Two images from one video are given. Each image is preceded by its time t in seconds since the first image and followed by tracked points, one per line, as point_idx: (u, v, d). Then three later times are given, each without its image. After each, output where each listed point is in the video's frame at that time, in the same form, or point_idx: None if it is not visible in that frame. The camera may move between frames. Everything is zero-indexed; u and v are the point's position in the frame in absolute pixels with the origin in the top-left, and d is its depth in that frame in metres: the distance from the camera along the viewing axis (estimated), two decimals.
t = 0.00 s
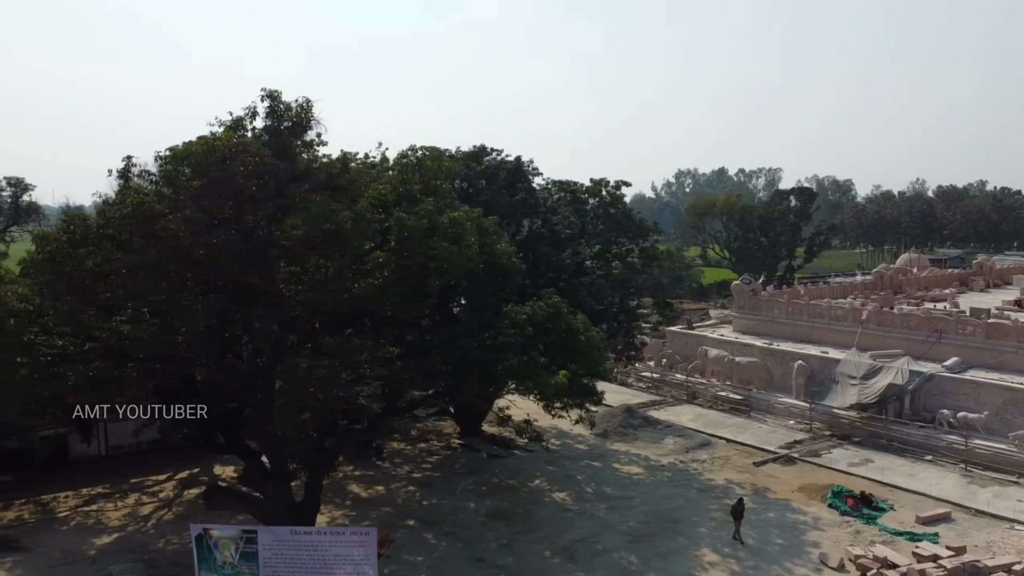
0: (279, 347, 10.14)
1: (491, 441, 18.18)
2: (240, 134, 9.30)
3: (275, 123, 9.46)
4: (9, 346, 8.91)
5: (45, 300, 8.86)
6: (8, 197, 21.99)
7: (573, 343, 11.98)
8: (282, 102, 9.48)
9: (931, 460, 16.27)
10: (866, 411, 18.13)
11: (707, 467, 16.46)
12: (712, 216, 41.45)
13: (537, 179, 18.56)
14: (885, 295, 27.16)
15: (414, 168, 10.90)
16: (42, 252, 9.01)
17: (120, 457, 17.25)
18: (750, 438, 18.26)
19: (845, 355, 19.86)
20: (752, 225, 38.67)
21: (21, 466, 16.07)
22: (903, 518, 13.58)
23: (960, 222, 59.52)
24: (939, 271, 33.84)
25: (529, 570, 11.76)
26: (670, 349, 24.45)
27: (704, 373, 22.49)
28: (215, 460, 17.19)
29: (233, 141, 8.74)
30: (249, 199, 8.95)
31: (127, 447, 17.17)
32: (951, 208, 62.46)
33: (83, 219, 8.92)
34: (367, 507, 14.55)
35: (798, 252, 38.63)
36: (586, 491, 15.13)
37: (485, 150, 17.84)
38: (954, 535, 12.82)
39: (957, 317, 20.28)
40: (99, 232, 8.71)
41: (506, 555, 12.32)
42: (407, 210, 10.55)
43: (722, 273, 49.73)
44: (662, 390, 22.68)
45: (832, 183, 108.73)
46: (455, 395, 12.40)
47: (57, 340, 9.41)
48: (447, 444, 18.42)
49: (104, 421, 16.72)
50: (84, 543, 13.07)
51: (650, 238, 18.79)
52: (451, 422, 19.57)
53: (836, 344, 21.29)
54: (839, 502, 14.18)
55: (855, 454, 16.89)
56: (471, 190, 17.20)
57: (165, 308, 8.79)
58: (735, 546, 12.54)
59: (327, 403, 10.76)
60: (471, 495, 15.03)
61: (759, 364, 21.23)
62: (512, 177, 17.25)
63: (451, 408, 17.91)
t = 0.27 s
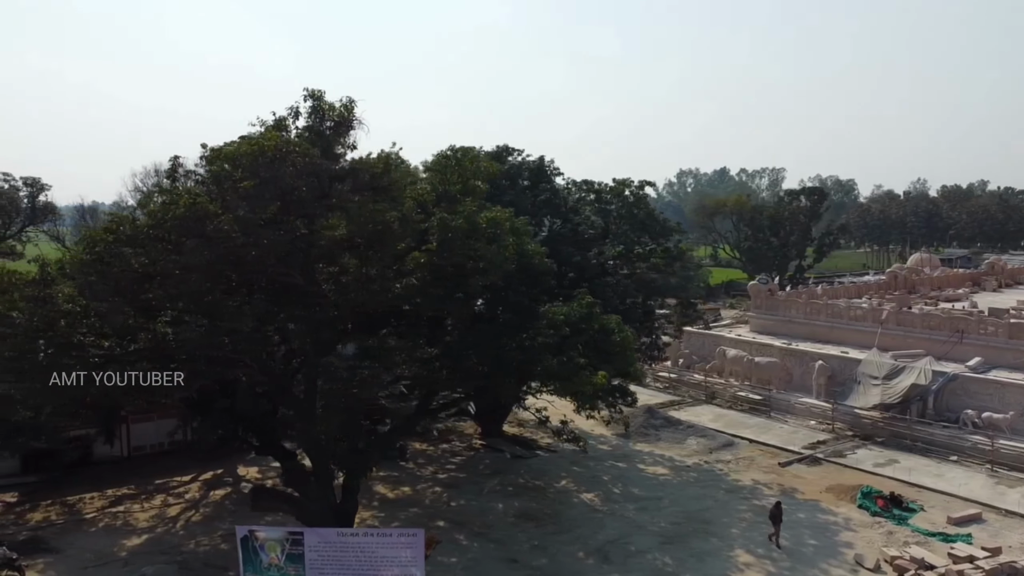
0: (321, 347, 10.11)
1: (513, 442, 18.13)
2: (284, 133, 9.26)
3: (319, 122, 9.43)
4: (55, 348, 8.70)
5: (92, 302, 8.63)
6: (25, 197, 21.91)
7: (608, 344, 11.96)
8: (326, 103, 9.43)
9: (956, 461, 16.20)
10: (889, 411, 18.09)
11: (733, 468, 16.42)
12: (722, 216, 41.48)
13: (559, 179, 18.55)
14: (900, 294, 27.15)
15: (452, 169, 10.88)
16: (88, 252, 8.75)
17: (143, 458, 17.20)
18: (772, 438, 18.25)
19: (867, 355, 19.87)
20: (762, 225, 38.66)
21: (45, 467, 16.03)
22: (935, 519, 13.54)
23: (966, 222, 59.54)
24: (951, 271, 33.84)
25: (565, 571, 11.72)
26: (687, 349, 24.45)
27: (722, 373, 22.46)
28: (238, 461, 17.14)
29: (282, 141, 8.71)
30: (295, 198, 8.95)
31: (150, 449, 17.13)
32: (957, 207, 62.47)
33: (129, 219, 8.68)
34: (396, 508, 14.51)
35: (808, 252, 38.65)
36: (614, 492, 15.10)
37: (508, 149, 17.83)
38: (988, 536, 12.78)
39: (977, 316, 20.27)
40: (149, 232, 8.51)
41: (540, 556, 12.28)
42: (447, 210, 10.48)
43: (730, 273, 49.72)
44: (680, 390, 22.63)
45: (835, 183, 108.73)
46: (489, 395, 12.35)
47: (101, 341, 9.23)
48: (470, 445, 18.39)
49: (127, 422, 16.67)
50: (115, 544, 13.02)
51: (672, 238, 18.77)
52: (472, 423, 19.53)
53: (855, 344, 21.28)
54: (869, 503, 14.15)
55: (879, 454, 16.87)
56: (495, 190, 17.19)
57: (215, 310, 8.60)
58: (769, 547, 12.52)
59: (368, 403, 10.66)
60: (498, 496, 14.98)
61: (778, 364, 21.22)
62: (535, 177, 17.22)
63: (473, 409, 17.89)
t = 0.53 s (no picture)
0: (354, 348, 10.09)
1: (530, 442, 18.09)
2: (319, 134, 9.33)
3: (353, 123, 9.47)
4: (93, 350, 8.63)
5: (132, 302, 8.72)
6: (38, 197, 21.87)
7: (634, 344, 11.93)
8: (361, 104, 9.46)
9: (976, 461, 16.17)
10: (906, 411, 18.07)
11: (752, 468, 16.41)
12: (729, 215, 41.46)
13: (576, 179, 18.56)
14: (911, 295, 27.14)
15: (482, 170, 10.87)
16: (128, 253, 8.93)
17: (160, 458, 17.14)
18: (789, 438, 18.24)
19: (883, 355, 19.91)
20: (770, 225, 38.65)
21: (63, 468, 15.96)
22: (959, 519, 13.51)
23: (971, 222, 59.53)
24: (960, 271, 33.81)
25: (592, 572, 11.70)
26: (700, 349, 24.44)
27: (736, 373, 22.45)
28: (256, 462, 17.10)
29: (321, 142, 8.61)
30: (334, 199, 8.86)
31: (167, 450, 17.10)
32: (961, 207, 62.45)
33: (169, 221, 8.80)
34: (417, 508, 14.48)
35: (816, 252, 38.64)
36: (634, 492, 15.08)
37: (526, 150, 17.83)
38: (1013, 536, 12.77)
39: (993, 317, 20.27)
40: (189, 234, 8.51)
41: (565, 556, 12.25)
42: (479, 210, 10.45)
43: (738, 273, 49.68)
44: (693, 390, 22.62)
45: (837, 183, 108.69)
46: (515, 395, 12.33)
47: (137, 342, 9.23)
48: (487, 445, 18.37)
49: (145, 423, 16.64)
50: (138, 545, 12.98)
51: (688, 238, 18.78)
52: (487, 423, 19.50)
53: (870, 344, 21.28)
54: (891, 503, 14.14)
55: (898, 454, 16.86)
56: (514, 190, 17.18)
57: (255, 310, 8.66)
58: (795, 548, 12.51)
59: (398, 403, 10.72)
60: (519, 496, 14.96)
61: (793, 365, 21.21)
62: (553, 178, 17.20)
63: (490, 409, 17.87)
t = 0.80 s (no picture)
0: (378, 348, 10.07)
1: (542, 442, 18.07)
2: (344, 134, 9.25)
3: (378, 122, 9.41)
4: (121, 351, 8.59)
5: (160, 303, 8.74)
6: (49, 196, 21.88)
7: (654, 344, 11.90)
8: (386, 103, 9.38)
9: (989, 461, 16.10)
10: (919, 411, 18.07)
11: (766, 468, 16.41)
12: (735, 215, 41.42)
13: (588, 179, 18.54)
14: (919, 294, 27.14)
15: (504, 170, 10.86)
16: (156, 252, 8.95)
17: (173, 459, 17.10)
18: (802, 438, 18.24)
19: (894, 355, 19.93)
20: (775, 225, 38.67)
21: (77, 469, 15.89)
22: (977, 519, 13.49)
23: (974, 222, 59.53)
24: (967, 271, 33.80)
25: (612, 572, 11.69)
26: (710, 349, 24.43)
27: (745, 373, 22.46)
28: (269, 462, 17.07)
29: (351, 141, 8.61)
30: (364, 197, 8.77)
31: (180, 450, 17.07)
32: (964, 207, 62.45)
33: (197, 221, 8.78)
34: (433, 508, 14.45)
35: (821, 251, 38.63)
36: (650, 492, 15.06)
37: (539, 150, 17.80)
38: None
39: (1004, 317, 20.26)
40: (218, 234, 8.44)
41: (584, 557, 12.24)
42: (504, 209, 10.44)
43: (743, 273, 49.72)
44: (704, 390, 22.61)
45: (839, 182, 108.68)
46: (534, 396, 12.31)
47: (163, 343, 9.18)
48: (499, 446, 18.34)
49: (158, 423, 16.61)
50: (156, 546, 12.94)
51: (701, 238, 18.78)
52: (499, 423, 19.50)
53: (881, 344, 21.28)
54: (908, 503, 14.13)
55: (912, 454, 16.85)
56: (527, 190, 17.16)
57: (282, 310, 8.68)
58: (814, 548, 12.49)
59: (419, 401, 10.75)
60: (535, 496, 14.94)
61: (804, 365, 21.21)
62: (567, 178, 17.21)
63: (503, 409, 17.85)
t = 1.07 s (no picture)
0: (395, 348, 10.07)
1: (551, 443, 18.05)
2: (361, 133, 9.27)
3: (395, 121, 9.44)
4: (141, 351, 8.62)
5: (179, 303, 8.74)
6: (55, 196, 21.86)
7: (667, 344, 11.88)
8: (403, 103, 9.41)
9: (999, 461, 16.06)
10: (927, 411, 18.06)
11: (776, 468, 16.41)
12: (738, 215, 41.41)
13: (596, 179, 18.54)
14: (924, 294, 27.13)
15: (519, 170, 10.86)
16: (175, 253, 8.99)
17: (181, 459, 17.06)
18: (810, 438, 18.24)
19: (902, 355, 19.95)
20: (778, 225, 38.69)
21: (85, 469, 15.84)
22: (989, 519, 13.47)
23: (975, 221, 59.55)
24: (970, 271, 33.81)
25: (625, 572, 11.67)
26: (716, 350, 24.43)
27: (752, 373, 22.45)
28: (278, 462, 17.04)
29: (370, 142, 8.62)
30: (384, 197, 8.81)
31: (188, 450, 17.06)
32: (965, 207, 62.48)
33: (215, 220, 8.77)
34: (444, 509, 14.44)
35: (825, 251, 38.64)
36: (660, 492, 15.05)
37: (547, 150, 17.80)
38: None
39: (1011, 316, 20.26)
40: (238, 234, 8.43)
41: (597, 557, 12.22)
42: (519, 209, 10.44)
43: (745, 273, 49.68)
44: (710, 390, 22.61)
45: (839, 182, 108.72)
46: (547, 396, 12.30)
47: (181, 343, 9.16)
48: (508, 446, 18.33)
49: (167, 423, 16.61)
50: (167, 546, 12.92)
51: (710, 238, 18.80)
52: (507, 423, 19.48)
53: (888, 344, 21.29)
54: (919, 504, 14.12)
55: (921, 454, 16.85)
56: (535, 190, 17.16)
57: (302, 310, 8.74)
58: (826, 548, 12.48)
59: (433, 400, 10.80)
60: (545, 496, 14.92)
61: (811, 365, 21.22)
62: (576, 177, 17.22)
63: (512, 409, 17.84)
